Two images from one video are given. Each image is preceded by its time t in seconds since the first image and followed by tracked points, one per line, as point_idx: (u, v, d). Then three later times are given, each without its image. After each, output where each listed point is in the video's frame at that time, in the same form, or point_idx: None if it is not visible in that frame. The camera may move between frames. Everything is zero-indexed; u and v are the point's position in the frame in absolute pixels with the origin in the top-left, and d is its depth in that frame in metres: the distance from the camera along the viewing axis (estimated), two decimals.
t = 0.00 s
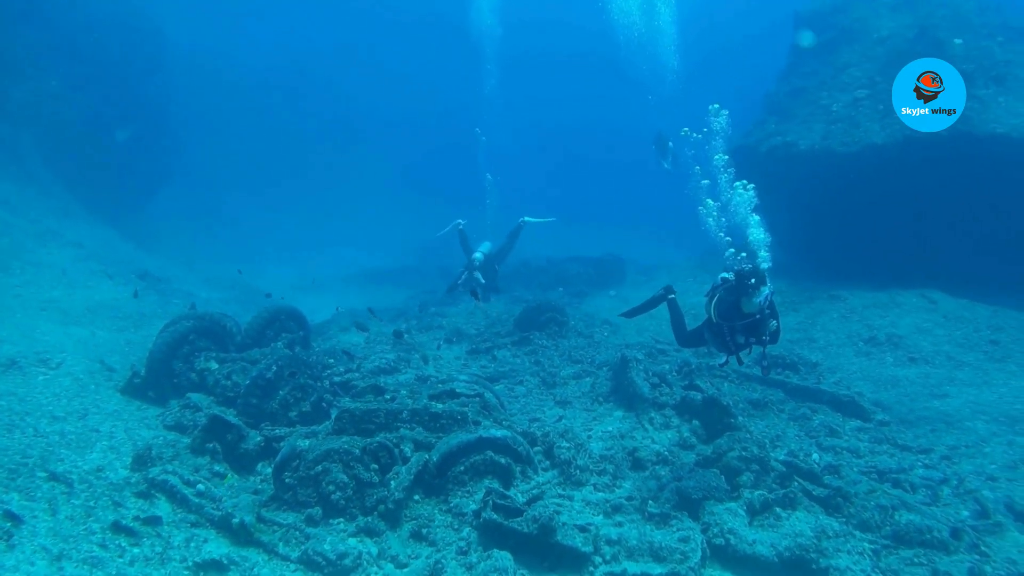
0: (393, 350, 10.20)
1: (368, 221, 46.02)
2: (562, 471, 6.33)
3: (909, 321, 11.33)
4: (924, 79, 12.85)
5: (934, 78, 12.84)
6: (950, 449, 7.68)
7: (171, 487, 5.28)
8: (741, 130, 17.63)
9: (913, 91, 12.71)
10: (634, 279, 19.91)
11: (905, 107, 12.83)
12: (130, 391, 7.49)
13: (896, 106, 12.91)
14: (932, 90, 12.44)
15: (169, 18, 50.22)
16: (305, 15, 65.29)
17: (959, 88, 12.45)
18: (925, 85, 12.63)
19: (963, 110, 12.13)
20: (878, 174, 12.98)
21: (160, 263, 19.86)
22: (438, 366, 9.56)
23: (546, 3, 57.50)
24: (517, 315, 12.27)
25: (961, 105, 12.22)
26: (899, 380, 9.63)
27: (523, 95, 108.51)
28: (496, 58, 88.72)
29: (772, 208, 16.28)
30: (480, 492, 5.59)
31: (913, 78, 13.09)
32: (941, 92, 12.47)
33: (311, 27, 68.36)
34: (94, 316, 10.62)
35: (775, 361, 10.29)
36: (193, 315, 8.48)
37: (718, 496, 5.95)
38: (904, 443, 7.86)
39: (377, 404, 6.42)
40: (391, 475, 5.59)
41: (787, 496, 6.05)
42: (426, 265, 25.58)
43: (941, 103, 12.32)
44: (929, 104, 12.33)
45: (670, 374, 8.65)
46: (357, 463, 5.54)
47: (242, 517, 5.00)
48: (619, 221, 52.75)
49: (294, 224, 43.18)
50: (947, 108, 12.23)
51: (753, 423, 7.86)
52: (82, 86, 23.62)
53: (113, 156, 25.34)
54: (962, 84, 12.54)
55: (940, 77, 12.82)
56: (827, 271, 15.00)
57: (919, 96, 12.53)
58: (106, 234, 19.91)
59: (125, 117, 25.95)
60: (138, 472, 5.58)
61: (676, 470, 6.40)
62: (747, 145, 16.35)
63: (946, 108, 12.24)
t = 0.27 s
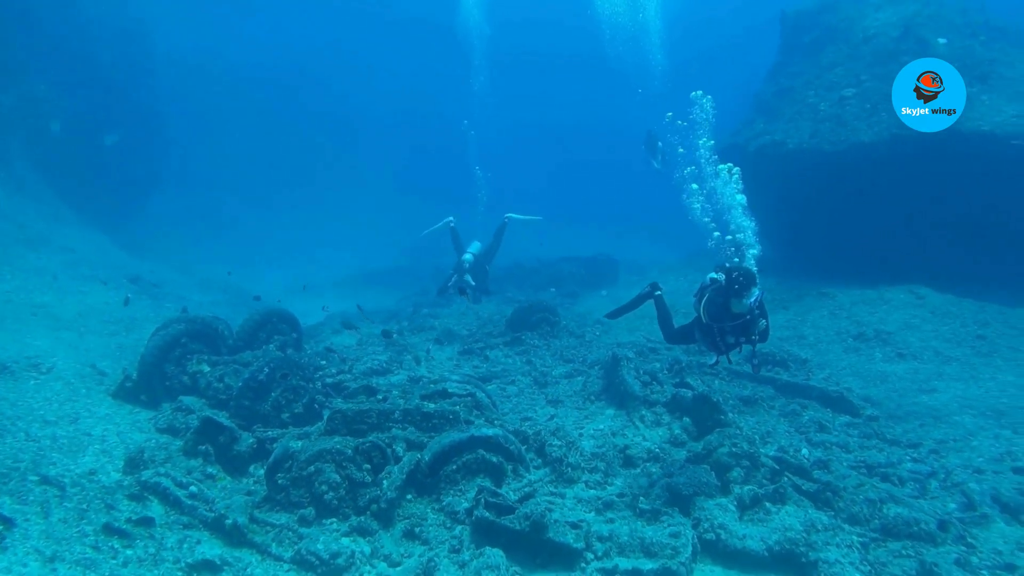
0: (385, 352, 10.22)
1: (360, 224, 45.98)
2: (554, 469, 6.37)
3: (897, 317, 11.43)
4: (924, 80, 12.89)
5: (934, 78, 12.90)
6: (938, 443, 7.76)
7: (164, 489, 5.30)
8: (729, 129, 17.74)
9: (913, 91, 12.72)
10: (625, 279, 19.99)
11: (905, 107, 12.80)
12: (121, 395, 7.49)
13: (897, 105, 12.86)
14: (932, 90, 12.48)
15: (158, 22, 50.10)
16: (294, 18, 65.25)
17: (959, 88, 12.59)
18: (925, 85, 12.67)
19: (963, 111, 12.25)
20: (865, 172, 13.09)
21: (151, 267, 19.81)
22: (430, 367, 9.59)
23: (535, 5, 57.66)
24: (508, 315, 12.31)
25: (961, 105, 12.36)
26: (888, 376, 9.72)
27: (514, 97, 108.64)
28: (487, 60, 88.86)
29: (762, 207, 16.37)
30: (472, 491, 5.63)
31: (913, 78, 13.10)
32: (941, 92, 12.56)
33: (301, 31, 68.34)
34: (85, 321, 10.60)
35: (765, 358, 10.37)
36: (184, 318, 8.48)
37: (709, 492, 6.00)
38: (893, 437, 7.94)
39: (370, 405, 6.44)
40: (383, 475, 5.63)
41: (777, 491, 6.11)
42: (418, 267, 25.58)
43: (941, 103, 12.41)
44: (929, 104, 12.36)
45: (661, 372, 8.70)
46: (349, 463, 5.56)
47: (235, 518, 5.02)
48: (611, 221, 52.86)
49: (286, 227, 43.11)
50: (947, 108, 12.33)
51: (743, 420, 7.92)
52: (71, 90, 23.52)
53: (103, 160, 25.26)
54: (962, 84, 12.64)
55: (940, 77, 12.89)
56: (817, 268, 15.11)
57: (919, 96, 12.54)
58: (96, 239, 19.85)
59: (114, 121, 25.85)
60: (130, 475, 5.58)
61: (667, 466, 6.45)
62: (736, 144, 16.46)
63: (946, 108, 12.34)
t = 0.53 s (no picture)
0: (375, 352, 10.24)
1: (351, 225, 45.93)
2: (544, 466, 6.42)
3: (884, 315, 11.55)
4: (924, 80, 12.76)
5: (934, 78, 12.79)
6: (923, 438, 7.86)
7: (154, 489, 5.30)
8: (718, 129, 17.85)
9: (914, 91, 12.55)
10: (616, 278, 20.08)
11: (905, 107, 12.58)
12: (111, 396, 7.49)
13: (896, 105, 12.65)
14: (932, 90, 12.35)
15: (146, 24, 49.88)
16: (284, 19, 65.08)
17: (958, 89, 12.54)
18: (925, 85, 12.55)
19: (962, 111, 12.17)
20: (852, 170, 13.21)
21: (141, 269, 19.74)
22: (421, 366, 9.63)
23: (525, 6, 57.74)
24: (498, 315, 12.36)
25: (960, 106, 12.29)
26: (874, 372, 9.83)
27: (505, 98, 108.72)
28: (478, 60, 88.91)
29: (751, 206, 16.48)
30: (462, 489, 5.68)
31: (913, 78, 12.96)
32: (941, 92, 12.47)
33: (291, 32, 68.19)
34: (74, 323, 10.57)
35: (753, 356, 10.46)
36: (175, 319, 8.48)
37: (697, 487, 6.05)
38: (879, 432, 8.04)
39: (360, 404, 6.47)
40: (374, 473, 5.65)
41: (764, 486, 6.18)
42: (410, 268, 25.59)
43: (941, 103, 12.31)
44: (929, 104, 12.24)
45: (650, 370, 8.76)
46: (339, 461, 5.59)
47: (226, 517, 5.03)
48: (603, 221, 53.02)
49: (277, 228, 43.01)
50: (947, 108, 12.22)
51: (731, 416, 7.99)
52: (59, 92, 23.39)
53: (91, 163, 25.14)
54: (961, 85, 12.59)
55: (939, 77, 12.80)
56: (805, 267, 15.23)
57: (919, 96, 12.40)
58: (84, 241, 19.76)
59: (103, 123, 25.73)
60: (120, 475, 5.59)
61: (655, 462, 6.50)
62: (724, 144, 16.56)
63: (946, 108, 12.24)
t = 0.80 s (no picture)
0: (356, 352, 10.24)
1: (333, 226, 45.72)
2: (525, 464, 6.48)
3: (860, 313, 11.75)
4: (924, 80, 12.84)
5: (932, 78, 12.94)
6: (898, 434, 8.02)
7: (135, 490, 5.29)
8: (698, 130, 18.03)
9: (914, 91, 12.50)
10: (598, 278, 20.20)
11: (905, 107, 12.46)
12: (90, 398, 7.45)
13: (896, 104, 12.54)
14: (931, 90, 12.45)
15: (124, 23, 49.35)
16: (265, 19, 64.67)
17: (956, 90, 12.76)
18: (925, 85, 12.62)
19: (962, 111, 12.38)
20: (830, 170, 13.42)
21: (120, 270, 19.54)
22: (402, 366, 9.65)
23: (507, 6, 57.82)
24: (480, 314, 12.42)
25: (959, 107, 12.53)
26: (851, 369, 10.00)
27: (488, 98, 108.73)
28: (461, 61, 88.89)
29: (731, 206, 16.65)
30: (443, 487, 5.72)
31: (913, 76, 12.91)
32: (942, 92, 12.64)
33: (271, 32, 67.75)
34: (51, 324, 10.47)
35: (731, 354, 10.60)
36: (154, 320, 8.45)
37: (676, 483, 6.13)
38: (855, 428, 8.20)
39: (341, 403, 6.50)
40: (355, 471, 5.69)
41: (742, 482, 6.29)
42: (392, 268, 25.55)
43: (941, 103, 12.48)
44: (930, 104, 12.34)
45: (630, 369, 8.86)
46: (321, 460, 5.62)
47: (207, 517, 5.04)
48: (586, 221, 53.20)
49: (258, 229, 42.70)
50: (947, 108, 12.41)
51: (710, 414, 8.10)
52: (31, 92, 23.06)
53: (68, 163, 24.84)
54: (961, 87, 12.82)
55: (937, 77, 13.00)
56: (784, 266, 15.43)
57: (919, 96, 12.41)
58: (62, 242, 19.53)
59: (78, 123, 25.40)
60: (100, 476, 5.57)
61: (635, 459, 6.58)
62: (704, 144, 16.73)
63: (946, 108, 12.43)
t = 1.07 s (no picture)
0: (351, 356, 10.30)
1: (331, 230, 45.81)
2: (518, 466, 6.55)
3: (853, 314, 11.83)
4: (924, 79, 12.79)
5: (932, 77, 12.88)
6: (889, 434, 8.10)
7: (132, 493, 5.34)
8: (692, 133, 18.13)
9: (913, 91, 12.48)
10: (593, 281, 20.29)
11: (904, 107, 12.46)
12: (87, 403, 7.51)
13: (896, 104, 12.52)
14: (931, 90, 12.42)
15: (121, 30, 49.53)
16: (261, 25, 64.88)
17: (956, 90, 12.78)
18: (925, 85, 12.56)
19: (961, 110, 12.43)
20: (823, 173, 13.51)
21: (117, 275, 19.61)
22: (397, 369, 9.71)
23: (503, 11, 58.04)
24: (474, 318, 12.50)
25: (959, 107, 12.57)
26: (843, 370, 10.08)
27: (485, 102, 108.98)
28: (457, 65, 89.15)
29: (725, 209, 16.73)
30: (437, 488, 5.79)
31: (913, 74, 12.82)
32: (941, 91, 12.63)
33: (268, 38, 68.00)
34: (48, 330, 10.53)
35: (724, 355, 10.67)
36: (151, 325, 8.52)
37: (668, 484, 6.19)
38: (847, 429, 8.27)
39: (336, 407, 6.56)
40: (350, 474, 5.75)
41: (734, 483, 6.35)
42: (389, 272, 25.62)
43: (941, 102, 12.50)
44: (929, 104, 12.32)
45: (622, 371, 8.94)
46: (315, 463, 5.68)
47: (204, 519, 5.09)
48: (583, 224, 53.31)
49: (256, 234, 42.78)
50: (946, 108, 12.45)
51: (703, 415, 8.17)
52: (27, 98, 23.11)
53: (65, 169, 24.91)
54: (960, 86, 12.82)
55: (936, 76, 12.96)
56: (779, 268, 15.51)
57: (919, 96, 12.40)
58: (59, 248, 19.59)
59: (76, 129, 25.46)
60: (97, 480, 5.62)
61: (627, 461, 6.64)
62: (698, 147, 16.83)
63: (945, 108, 12.46)
